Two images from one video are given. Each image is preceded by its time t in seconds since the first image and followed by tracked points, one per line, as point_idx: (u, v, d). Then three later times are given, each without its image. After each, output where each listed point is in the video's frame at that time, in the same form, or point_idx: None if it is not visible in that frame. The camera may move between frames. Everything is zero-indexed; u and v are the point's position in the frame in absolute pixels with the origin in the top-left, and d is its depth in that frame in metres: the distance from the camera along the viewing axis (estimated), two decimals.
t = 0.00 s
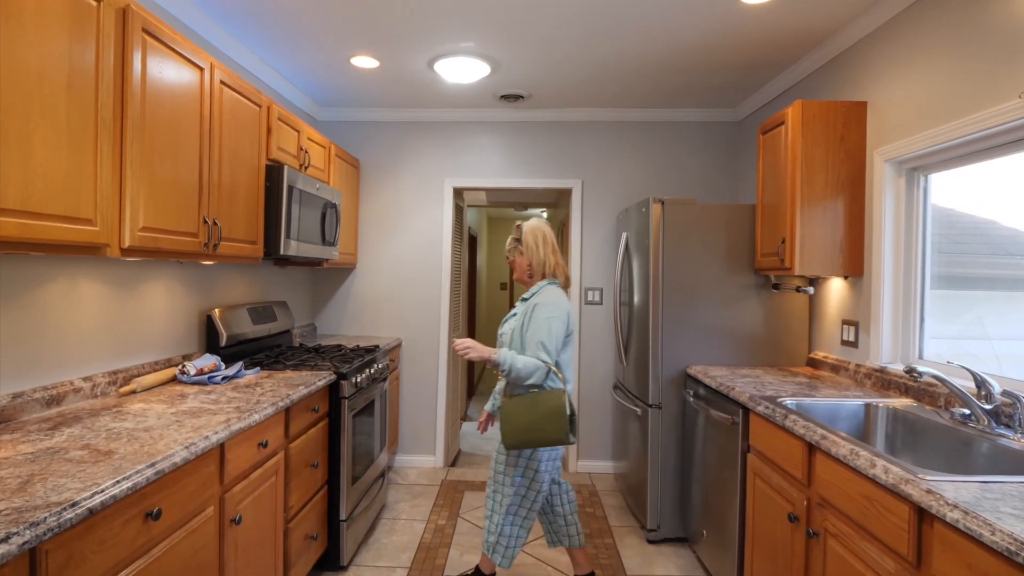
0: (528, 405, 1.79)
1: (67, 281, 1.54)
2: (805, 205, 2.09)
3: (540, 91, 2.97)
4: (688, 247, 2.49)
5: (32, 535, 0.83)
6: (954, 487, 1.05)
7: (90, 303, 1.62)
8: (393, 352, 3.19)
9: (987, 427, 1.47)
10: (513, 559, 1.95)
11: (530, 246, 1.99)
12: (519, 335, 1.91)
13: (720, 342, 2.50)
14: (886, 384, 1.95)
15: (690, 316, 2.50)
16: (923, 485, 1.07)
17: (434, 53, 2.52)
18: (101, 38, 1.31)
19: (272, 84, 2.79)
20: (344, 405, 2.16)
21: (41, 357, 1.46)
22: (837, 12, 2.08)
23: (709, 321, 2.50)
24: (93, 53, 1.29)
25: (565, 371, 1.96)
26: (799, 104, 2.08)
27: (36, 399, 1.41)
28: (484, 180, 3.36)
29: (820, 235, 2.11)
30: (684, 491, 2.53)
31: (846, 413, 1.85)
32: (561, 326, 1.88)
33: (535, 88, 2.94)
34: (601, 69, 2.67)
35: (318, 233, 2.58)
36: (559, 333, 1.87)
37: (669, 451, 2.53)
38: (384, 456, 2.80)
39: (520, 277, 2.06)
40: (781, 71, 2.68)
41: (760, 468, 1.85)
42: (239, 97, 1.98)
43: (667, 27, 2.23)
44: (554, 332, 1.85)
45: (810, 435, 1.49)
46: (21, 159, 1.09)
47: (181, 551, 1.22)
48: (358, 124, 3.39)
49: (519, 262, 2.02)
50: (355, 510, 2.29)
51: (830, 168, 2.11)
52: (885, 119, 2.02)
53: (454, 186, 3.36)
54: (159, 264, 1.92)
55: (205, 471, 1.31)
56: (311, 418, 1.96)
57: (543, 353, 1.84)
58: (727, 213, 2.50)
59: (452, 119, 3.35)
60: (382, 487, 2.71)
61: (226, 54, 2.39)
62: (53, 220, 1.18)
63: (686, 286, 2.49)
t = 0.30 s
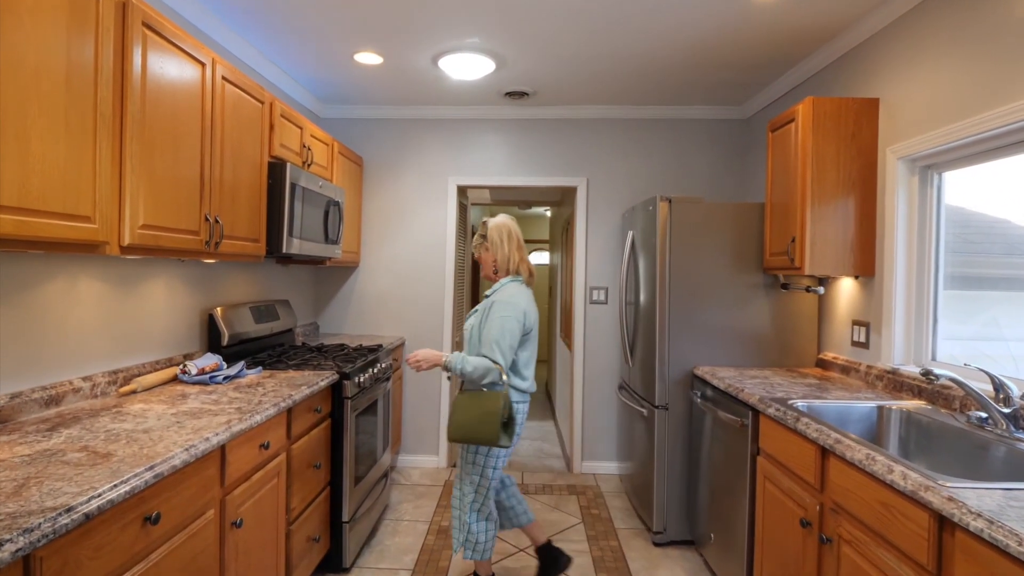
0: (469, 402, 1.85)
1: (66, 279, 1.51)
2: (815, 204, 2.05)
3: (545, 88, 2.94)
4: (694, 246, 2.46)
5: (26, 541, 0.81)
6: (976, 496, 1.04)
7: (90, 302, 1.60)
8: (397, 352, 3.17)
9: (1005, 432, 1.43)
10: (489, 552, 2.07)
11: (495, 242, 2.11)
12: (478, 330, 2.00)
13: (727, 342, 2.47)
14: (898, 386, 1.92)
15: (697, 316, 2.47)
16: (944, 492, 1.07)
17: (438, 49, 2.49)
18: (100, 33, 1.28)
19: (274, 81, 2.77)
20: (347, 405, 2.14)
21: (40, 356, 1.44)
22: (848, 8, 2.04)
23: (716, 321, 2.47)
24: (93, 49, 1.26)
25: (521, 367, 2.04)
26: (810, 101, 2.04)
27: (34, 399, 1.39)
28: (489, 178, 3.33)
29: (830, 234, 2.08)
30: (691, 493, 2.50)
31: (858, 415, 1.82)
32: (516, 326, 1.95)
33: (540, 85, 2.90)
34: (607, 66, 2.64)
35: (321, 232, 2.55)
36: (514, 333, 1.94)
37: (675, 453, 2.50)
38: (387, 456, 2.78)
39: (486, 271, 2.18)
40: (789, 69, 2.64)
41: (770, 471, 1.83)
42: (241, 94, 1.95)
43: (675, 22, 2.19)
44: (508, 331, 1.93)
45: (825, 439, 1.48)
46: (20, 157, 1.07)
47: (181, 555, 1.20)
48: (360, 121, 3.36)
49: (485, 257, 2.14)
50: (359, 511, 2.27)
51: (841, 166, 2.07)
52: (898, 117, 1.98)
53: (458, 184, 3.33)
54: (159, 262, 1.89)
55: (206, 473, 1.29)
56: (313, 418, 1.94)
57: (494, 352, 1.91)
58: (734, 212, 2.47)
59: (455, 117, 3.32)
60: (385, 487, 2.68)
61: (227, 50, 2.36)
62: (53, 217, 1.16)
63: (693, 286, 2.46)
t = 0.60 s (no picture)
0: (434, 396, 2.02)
1: (72, 280, 1.50)
2: (828, 204, 2.02)
3: (553, 87, 2.91)
4: (704, 247, 2.43)
5: (30, 549, 0.79)
6: (1003, 508, 1.01)
7: (96, 303, 1.59)
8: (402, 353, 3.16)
9: None
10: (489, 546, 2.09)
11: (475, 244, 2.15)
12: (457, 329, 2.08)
13: (736, 344, 2.44)
14: (913, 390, 1.88)
15: (706, 318, 2.44)
16: (968, 502, 1.05)
17: (445, 49, 2.47)
18: (107, 33, 1.27)
19: (280, 81, 2.75)
20: (354, 407, 2.12)
21: (46, 358, 1.43)
22: (862, 4, 2.00)
23: (725, 323, 2.43)
24: (98, 49, 1.25)
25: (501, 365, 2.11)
26: (823, 100, 2.01)
27: (40, 401, 1.38)
28: (495, 179, 3.31)
29: (843, 235, 2.05)
30: (700, 497, 2.47)
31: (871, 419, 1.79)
32: (491, 328, 2.01)
33: (547, 85, 2.88)
34: (615, 65, 2.61)
35: (327, 233, 2.54)
36: (488, 336, 1.99)
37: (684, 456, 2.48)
38: (393, 458, 2.77)
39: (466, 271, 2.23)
40: (800, 68, 2.61)
41: (782, 477, 1.80)
42: (248, 94, 1.94)
43: (685, 20, 2.16)
44: (481, 333, 1.99)
45: (840, 445, 1.45)
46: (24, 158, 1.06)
47: (187, 560, 1.19)
48: (366, 121, 3.34)
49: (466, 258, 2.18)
50: (365, 514, 2.25)
51: (854, 166, 2.04)
52: (912, 115, 1.95)
53: (464, 184, 3.31)
54: (166, 262, 1.88)
55: (212, 477, 1.27)
56: (319, 421, 1.92)
57: (464, 350, 1.98)
58: (745, 212, 2.44)
59: (462, 117, 3.30)
60: (391, 490, 2.67)
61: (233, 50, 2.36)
62: (57, 219, 1.14)
63: (703, 287, 2.43)
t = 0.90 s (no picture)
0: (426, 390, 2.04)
1: (81, 282, 1.51)
2: (843, 205, 1.98)
3: (562, 87, 2.89)
4: (715, 249, 2.39)
5: (36, 554, 0.78)
6: None
7: (105, 304, 1.59)
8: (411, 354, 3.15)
9: None
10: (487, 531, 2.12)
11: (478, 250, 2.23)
12: (447, 326, 2.13)
13: (749, 347, 2.40)
14: (931, 394, 1.84)
15: (718, 320, 2.40)
16: (994, 513, 1.02)
17: (454, 49, 2.46)
18: (115, 33, 1.27)
19: (289, 83, 2.76)
20: (362, 409, 2.11)
21: (56, 359, 1.43)
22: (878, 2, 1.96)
23: (737, 326, 2.40)
24: (108, 49, 1.25)
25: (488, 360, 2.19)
26: (838, 99, 1.97)
27: (49, 402, 1.38)
28: (504, 179, 3.29)
29: (859, 236, 2.00)
30: (712, 502, 2.43)
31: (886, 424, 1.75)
32: (482, 327, 2.07)
33: (557, 85, 2.86)
34: (625, 64, 2.58)
35: (337, 234, 2.54)
36: (479, 333, 2.06)
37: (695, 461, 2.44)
38: (402, 461, 2.75)
39: (456, 271, 2.27)
40: (813, 67, 2.57)
41: (797, 483, 1.77)
42: (257, 94, 1.94)
43: (695, 19, 2.13)
44: (472, 332, 2.05)
45: (858, 452, 1.41)
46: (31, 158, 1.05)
47: (195, 564, 1.18)
48: (375, 123, 3.34)
49: (463, 261, 2.23)
50: (373, 517, 2.24)
51: (870, 166, 2.00)
52: (929, 115, 1.90)
53: (473, 185, 3.30)
54: (175, 263, 1.89)
55: (220, 480, 1.26)
56: (328, 423, 1.91)
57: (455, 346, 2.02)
58: (758, 213, 2.40)
59: (471, 117, 3.29)
60: (400, 492, 2.66)
61: (243, 51, 2.36)
62: (66, 220, 1.14)
63: (714, 290, 2.40)
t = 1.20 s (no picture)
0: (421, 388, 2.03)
1: (82, 287, 1.49)
2: (852, 206, 1.95)
3: (566, 88, 2.87)
4: (721, 251, 2.36)
5: (32, 570, 0.76)
6: None
7: (106, 309, 1.58)
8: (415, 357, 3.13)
9: None
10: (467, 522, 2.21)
11: (477, 255, 2.26)
12: (442, 324, 2.14)
13: (756, 350, 2.37)
14: (942, 397, 1.80)
15: (725, 323, 2.37)
16: (1013, 522, 0.99)
17: (455, 51, 2.44)
18: (116, 36, 1.25)
19: (291, 86, 2.75)
20: (365, 413, 2.09)
21: (56, 365, 1.42)
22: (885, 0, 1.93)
23: (744, 329, 2.37)
24: (109, 51, 1.23)
25: (483, 356, 2.22)
26: (846, 99, 1.94)
27: (49, 410, 1.36)
28: (508, 181, 3.27)
29: (868, 237, 1.97)
30: (720, 507, 2.40)
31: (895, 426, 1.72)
32: (477, 326, 2.10)
33: (561, 86, 2.83)
34: (630, 65, 2.55)
35: (340, 237, 2.52)
36: (475, 332, 2.08)
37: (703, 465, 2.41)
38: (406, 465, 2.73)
39: (452, 275, 2.24)
40: (819, 67, 2.54)
41: (808, 488, 1.73)
42: (260, 97, 1.92)
43: (699, 20, 2.10)
44: (467, 330, 2.07)
45: (871, 457, 1.38)
46: (30, 162, 1.04)
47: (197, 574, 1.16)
48: (378, 125, 3.33)
49: (463, 264, 2.22)
50: (378, 522, 2.22)
51: (879, 167, 1.96)
52: (939, 114, 1.87)
53: (477, 187, 3.28)
54: (177, 268, 1.87)
55: (222, 488, 1.24)
56: (331, 428, 1.89)
57: (451, 345, 2.03)
58: (765, 214, 2.36)
59: (474, 119, 3.27)
60: (404, 496, 2.64)
61: (244, 54, 2.34)
62: (67, 225, 1.13)
63: (721, 291, 2.36)
